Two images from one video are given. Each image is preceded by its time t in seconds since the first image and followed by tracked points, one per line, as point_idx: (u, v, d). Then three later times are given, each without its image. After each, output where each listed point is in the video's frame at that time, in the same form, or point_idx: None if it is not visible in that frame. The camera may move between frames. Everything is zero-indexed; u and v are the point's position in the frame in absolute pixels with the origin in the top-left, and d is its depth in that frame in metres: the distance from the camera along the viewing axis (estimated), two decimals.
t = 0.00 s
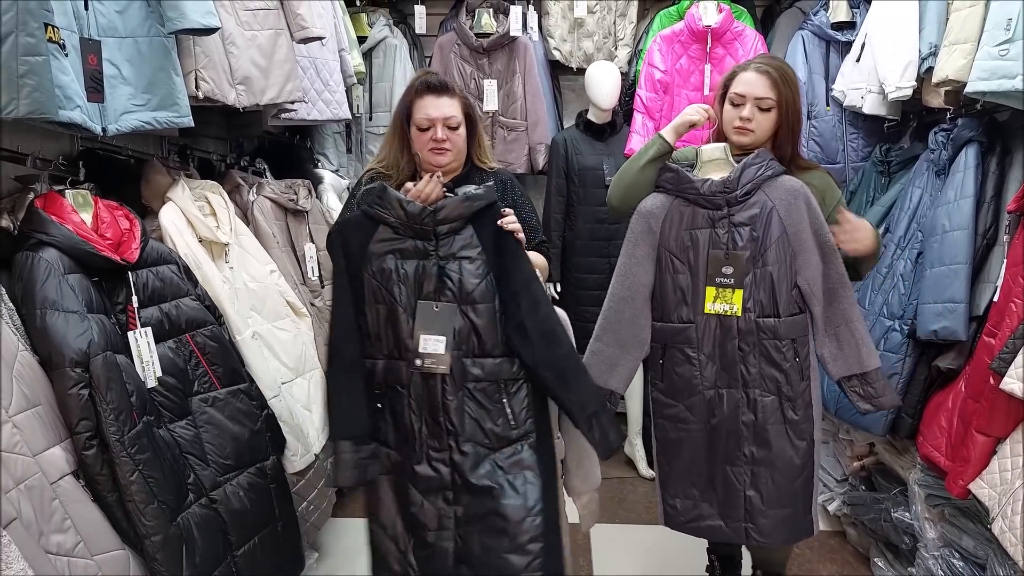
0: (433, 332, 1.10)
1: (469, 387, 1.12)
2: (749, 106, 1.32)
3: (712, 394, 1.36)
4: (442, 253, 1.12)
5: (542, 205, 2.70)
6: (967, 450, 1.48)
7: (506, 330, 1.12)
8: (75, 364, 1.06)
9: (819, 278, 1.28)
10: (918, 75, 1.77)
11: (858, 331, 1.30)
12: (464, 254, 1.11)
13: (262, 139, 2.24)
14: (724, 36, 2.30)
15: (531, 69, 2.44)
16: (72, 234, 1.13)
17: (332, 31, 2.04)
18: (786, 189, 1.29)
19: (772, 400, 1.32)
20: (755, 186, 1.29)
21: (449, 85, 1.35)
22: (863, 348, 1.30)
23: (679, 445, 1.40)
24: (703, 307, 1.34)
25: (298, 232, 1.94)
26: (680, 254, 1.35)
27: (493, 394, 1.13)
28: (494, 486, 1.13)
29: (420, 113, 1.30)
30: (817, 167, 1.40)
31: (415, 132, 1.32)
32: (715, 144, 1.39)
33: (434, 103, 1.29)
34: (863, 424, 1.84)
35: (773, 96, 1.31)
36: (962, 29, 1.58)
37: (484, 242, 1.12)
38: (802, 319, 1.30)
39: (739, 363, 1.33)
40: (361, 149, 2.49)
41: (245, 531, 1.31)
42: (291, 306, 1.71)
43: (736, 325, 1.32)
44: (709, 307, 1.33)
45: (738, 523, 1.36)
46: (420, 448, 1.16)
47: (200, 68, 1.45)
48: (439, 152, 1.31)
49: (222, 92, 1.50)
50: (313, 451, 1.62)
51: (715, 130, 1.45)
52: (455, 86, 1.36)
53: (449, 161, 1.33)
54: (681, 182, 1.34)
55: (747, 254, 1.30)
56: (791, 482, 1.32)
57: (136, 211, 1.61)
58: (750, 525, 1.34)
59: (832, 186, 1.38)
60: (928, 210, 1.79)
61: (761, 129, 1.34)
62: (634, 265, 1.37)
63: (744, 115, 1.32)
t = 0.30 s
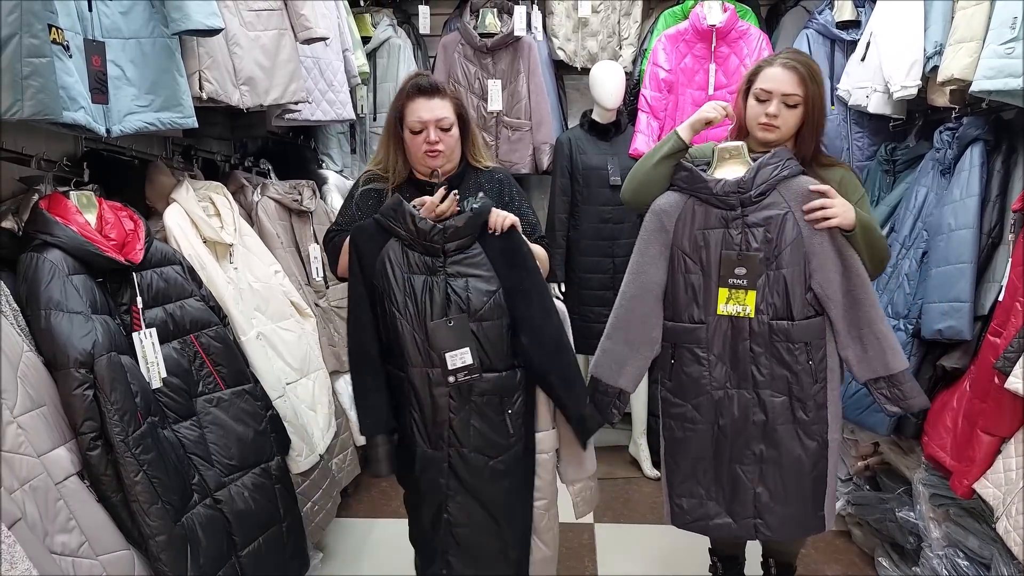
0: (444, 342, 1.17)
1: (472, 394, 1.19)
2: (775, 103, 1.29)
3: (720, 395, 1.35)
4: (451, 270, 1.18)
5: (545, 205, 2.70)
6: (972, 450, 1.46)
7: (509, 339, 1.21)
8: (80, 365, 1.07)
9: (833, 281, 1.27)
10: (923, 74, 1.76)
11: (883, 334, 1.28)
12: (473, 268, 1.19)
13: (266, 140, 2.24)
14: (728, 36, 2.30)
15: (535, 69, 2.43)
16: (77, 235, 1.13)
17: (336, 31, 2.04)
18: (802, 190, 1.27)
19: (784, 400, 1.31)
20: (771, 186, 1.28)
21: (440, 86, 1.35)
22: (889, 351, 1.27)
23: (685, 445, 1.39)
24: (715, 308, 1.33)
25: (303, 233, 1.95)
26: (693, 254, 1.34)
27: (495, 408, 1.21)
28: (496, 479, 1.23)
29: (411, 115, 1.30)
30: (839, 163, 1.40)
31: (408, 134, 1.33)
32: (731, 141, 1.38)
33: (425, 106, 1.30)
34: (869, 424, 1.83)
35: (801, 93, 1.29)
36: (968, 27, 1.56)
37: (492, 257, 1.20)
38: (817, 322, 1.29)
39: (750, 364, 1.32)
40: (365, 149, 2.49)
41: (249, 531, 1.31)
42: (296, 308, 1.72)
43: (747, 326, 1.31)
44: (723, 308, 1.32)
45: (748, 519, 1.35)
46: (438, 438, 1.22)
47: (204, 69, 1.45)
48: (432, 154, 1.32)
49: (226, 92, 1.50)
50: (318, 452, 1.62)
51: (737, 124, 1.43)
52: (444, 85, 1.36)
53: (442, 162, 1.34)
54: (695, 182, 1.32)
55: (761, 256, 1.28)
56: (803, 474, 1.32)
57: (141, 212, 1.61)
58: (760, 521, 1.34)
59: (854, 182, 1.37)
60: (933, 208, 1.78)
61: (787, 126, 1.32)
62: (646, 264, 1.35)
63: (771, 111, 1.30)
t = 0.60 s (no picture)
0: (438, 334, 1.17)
1: (462, 387, 1.19)
2: (800, 101, 1.32)
3: (726, 398, 1.34)
4: (455, 263, 1.18)
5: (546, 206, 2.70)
6: (973, 450, 1.46)
7: (498, 337, 1.20)
8: (79, 367, 1.06)
9: (844, 290, 1.25)
10: (923, 74, 1.75)
11: (894, 350, 1.25)
12: (477, 265, 1.19)
13: (266, 141, 2.24)
14: (728, 36, 2.29)
15: (536, 69, 2.42)
16: (76, 238, 1.13)
17: (336, 32, 2.04)
18: (816, 197, 1.26)
19: (789, 409, 1.30)
20: (783, 192, 1.27)
21: (429, 86, 1.39)
22: (899, 367, 1.24)
23: (687, 447, 1.39)
24: (728, 312, 1.32)
25: (303, 234, 1.94)
26: (703, 257, 1.34)
27: (482, 402, 1.20)
28: (476, 470, 1.22)
29: (400, 111, 1.34)
30: (864, 166, 1.40)
31: (398, 131, 1.35)
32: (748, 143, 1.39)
33: (413, 102, 1.33)
34: (870, 424, 1.82)
35: (825, 91, 1.32)
36: (968, 27, 1.56)
37: (496, 256, 1.21)
38: (824, 331, 1.27)
39: (756, 367, 1.32)
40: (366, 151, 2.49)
41: (249, 533, 1.31)
42: (296, 309, 1.71)
43: (755, 331, 1.31)
44: (735, 313, 1.31)
45: (749, 523, 1.34)
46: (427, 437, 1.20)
47: (204, 71, 1.45)
48: (421, 148, 1.33)
49: (226, 94, 1.50)
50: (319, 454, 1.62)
51: (758, 128, 1.44)
52: (435, 87, 1.40)
53: (432, 157, 1.34)
54: (706, 185, 1.32)
55: (771, 260, 1.28)
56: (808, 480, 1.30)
57: (141, 214, 1.61)
58: (761, 524, 1.33)
59: (881, 185, 1.36)
60: (934, 208, 1.77)
61: (812, 125, 1.33)
62: (657, 265, 1.36)
63: (797, 108, 1.32)
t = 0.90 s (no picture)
0: (444, 338, 1.17)
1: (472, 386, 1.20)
2: (816, 96, 1.32)
3: (727, 398, 1.34)
4: (451, 267, 1.18)
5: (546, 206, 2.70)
6: (973, 447, 1.46)
7: (498, 333, 1.22)
8: (79, 372, 1.06)
9: (843, 287, 1.22)
10: (920, 72, 1.75)
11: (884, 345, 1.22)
12: (471, 263, 1.20)
13: (264, 144, 2.25)
14: (726, 36, 2.29)
15: (534, 71, 2.42)
16: (75, 242, 1.13)
17: (335, 35, 2.04)
18: (822, 188, 1.23)
19: (784, 403, 1.29)
20: (789, 183, 1.25)
21: (419, 87, 1.40)
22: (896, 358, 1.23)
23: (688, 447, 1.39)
24: (729, 302, 1.32)
25: (302, 236, 1.95)
26: (706, 244, 1.34)
27: (492, 399, 1.22)
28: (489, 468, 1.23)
29: (389, 111, 1.34)
30: (875, 169, 1.40)
31: (388, 131, 1.35)
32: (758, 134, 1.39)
33: (403, 102, 1.34)
34: (870, 423, 1.82)
35: (841, 86, 1.32)
36: (964, 25, 1.56)
37: (488, 252, 1.22)
38: (819, 325, 1.25)
39: (756, 368, 1.31)
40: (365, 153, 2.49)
41: (250, 536, 1.31)
42: (296, 312, 1.71)
43: (755, 322, 1.30)
44: (736, 302, 1.31)
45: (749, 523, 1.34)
46: (424, 433, 1.20)
47: (202, 74, 1.46)
48: (412, 146, 1.33)
49: (225, 97, 1.50)
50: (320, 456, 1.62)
51: (772, 122, 1.44)
52: (425, 89, 1.42)
53: (423, 156, 1.35)
54: (714, 172, 1.32)
55: (775, 250, 1.27)
56: (800, 483, 1.28)
57: (140, 218, 1.61)
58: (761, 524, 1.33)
59: (891, 188, 1.37)
60: (932, 206, 1.78)
61: (826, 121, 1.33)
62: (663, 253, 1.38)
63: (811, 103, 1.32)
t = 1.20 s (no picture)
0: (456, 340, 1.16)
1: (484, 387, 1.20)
2: (819, 95, 1.32)
3: (725, 396, 1.34)
4: (447, 271, 1.18)
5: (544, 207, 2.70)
6: (971, 446, 1.46)
7: (500, 334, 1.22)
8: (75, 373, 1.06)
9: (837, 283, 1.21)
10: (917, 73, 1.75)
11: (872, 344, 1.25)
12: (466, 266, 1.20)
13: (262, 145, 2.25)
14: (723, 36, 2.29)
15: (532, 71, 2.41)
16: (71, 243, 1.13)
17: (332, 36, 2.03)
18: (822, 183, 1.23)
19: (771, 397, 1.29)
20: (789, 176, 1.25)
21: (413, 85, 1.40)
22: (876, 357, 1.25)
23: (687, 445, 1.39)
24: (726, 294, 1.31)
25: (300, 238, 1.95)
26: (703, 235, 1.34)
27: (501, 399, 1.22)
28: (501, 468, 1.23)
29: (384, 109, 1.35)
30: (875, 172, 1.40)
31: (383, 128, 1.36)
32: (758, 127, 1.39)
33: (398, 99, 1.34)
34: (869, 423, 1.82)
35: (843, 86, 1.32)
36: (961, 25, 1.56)
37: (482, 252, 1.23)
38: (811, 319, 1.24)
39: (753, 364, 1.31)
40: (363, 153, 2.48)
41: (248, 537, 1.31)
42: (294, 312, 1.71)
43: (747, 315, 1.30)
44: (732, 295, 1.30)
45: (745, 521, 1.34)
46: (425, 432, 1.18)
47: (199, 75, 1.45)
48: (406, 143, 1.33)
49: (222, 98, 1.50)
50: (317, 457, 1.62)
51: (776, 122, 1.44)
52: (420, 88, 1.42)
53: (418, 153, 1.34)
54: (713, 162, 1.32)
55: (771, 241, 1.26)
56: (782, 480, 1.28)
57: (137, 219, 1.60)
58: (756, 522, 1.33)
59: (891, 192, 1.37)
60: (930, 206, 1.78)
61: (828, 121, 1.33)
62: (660, 243, 1.37)
63: (814, 103, 1.32)
